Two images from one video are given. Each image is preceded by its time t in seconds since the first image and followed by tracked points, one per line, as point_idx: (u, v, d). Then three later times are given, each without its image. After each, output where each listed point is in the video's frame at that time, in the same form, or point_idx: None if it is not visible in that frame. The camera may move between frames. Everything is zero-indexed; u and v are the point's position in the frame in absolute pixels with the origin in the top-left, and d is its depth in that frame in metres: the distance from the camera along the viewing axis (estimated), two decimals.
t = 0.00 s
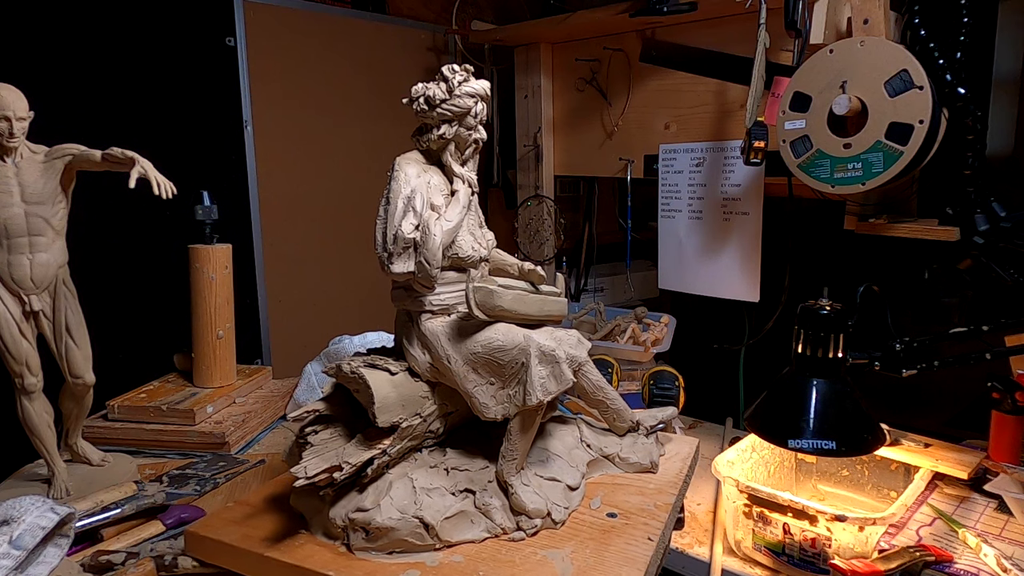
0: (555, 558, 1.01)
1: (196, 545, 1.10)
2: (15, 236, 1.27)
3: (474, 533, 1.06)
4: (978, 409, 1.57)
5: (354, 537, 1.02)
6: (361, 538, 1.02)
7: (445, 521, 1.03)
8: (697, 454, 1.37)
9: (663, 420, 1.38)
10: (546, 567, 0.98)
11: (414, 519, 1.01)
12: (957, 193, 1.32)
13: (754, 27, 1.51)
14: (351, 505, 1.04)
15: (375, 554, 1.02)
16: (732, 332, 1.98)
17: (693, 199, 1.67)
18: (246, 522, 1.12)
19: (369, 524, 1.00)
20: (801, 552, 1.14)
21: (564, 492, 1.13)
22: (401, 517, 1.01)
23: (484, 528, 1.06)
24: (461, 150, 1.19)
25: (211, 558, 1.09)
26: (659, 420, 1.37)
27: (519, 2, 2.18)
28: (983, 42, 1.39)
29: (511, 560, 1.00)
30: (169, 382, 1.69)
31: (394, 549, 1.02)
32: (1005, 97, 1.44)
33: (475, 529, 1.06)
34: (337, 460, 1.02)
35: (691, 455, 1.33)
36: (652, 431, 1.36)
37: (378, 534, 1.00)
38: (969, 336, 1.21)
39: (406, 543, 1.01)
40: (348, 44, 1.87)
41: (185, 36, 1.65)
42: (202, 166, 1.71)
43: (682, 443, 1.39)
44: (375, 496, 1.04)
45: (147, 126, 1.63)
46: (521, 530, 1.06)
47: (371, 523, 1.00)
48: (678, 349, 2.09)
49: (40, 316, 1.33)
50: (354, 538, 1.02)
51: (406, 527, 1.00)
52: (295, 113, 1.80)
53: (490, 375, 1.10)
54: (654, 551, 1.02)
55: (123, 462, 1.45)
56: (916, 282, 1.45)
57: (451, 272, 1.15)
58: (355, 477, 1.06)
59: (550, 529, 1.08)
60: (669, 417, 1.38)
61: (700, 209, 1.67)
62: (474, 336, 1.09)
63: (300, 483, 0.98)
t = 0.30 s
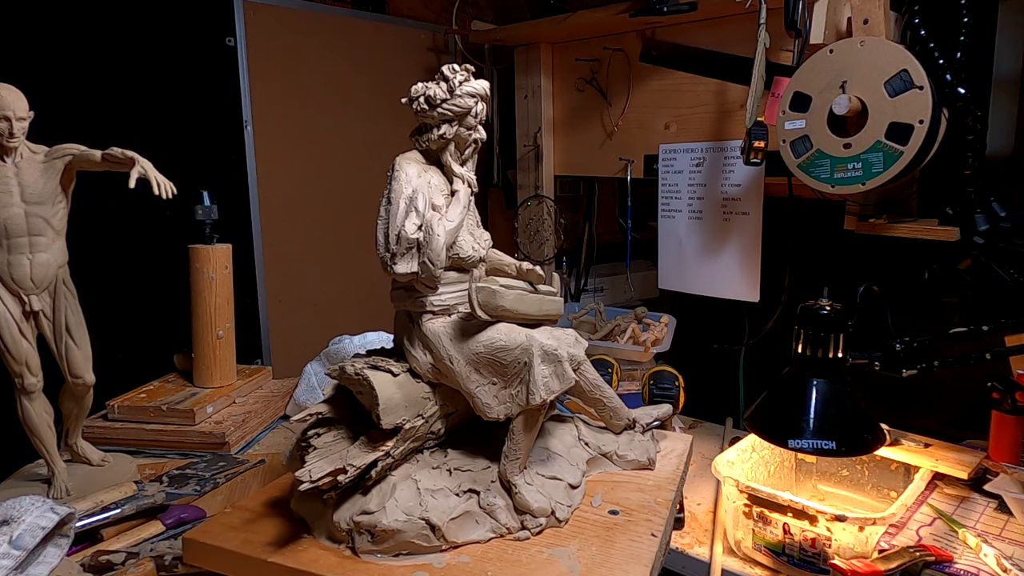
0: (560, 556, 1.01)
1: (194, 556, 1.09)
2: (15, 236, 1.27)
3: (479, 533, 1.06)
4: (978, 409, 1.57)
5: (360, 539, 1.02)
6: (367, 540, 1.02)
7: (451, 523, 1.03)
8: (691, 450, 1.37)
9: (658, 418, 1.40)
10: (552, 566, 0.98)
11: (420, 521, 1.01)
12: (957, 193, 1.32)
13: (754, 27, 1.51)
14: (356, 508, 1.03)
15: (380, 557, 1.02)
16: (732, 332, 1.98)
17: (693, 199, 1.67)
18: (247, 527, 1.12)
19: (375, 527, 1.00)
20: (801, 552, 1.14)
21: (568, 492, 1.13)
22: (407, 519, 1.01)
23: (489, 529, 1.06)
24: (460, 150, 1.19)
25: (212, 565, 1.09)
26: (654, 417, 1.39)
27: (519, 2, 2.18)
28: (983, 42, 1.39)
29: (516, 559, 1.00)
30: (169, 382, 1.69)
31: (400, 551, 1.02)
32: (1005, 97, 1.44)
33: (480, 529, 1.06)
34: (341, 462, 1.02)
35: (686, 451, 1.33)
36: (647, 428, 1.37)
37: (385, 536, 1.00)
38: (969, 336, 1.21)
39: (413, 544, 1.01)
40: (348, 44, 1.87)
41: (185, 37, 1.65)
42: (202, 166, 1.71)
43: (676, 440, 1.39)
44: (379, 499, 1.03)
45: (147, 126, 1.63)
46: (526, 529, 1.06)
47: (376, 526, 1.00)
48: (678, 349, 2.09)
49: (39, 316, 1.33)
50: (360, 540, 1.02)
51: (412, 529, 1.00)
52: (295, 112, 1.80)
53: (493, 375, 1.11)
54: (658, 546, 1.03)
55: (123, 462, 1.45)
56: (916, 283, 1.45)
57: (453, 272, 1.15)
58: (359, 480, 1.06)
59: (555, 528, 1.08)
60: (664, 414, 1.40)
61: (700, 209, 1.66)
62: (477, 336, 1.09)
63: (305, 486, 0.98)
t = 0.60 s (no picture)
0: (562, 556, 1.01)
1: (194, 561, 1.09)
2: (15, 236, 1.27)
3: (481, 534, 1.06)
4: (978, 409, 1.57)
5: (361, 540, 1.02)
6: (368, 541, 1.02)
7: (453, 523, 1.03)
8: (689, 449, 1.37)
9: (657, 417, 1.41)
10: (555, 566, 0.98)
11: (422, 521, 1.01)
12: (957, 193, 1.32)
13: (754, 27, 1.51)
14: (357, 509, 1.03)
15: (382, 558, 1.02)
16: (732, 332, 1.98)
17: (693, 199, 1.67)
18: (247, 529, 1.12)
19: (376, 528, 1.00)
20: (801, 552, 1.14)
21: (567, 491, 1.13)
22: (409, 520, 1.01)
23: (491, 529, 1.06)
24: (460, 150, 1.19)
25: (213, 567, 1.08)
26: (653, 416, 1.39)
27: (519, 2, 2.18)
28: (983, 42, 1.39)
29: (518, 559, 1.00)
30: (169, 382, 1.69)
31: (402, 552, 1.02)
32: (1005, 97, 1.44)
33: (482, 529, 1.06)
34: (343, 464, 1.02)
35: (685, 450, 1.34)
36: (646, 427, 1.38)
37: (386, 537, 1.00)
38: (969, 336, 1.21)
39: (414, 545, 1.01)
40: (348, 44, 1.87)
41: (185, 37, 1.65)
42: (202, 166, 1.71)
43: (675, 439, 1.39)
44: (381, 500, 1.03)
45: (147, 126, 1.63)
46: (528, 529, 1.06)
47: (378, 527, 1.00)
48: (678, 349, 2.09)
49: (39, 316, 1.33)
50: (361, 541, 1.02)
51: (415, 530, 1.01)
52: (295, 113, 1.80)
53: (493, 375, 1.11)
54: (659, 545, 1.03)
55: (123, 462, 1.45)
56: (916, 283, 1.45)
57: (453, 273, 1.15)
58: (360, 481, 1.06)
59: (557, 527, 1.08)
60: (663, 412, 1.40)
61: (700, 209, 1.66)
62: (477, 336, 1.10)
63: (306, 488, 0.98)
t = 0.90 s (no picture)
0: (554, 558, 1.01)
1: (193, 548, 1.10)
2: (15, 236, 1.27)
3: (474, 533, 1.06)
4: (978, 409, 1.57)
5: (354, 536, 1.02)
6: (360, 538, 1.02)
7: (445, 521, 1.03)
8: (696, 453, 1.37)
9: (662, 420, 1.39)
10: (547, 568, 0.98)
11: (414, 519, 1.01)
12: (957, 193, 1.32)
13: (753, 27, 1.51)
14: (351, 505, 1.04)
15: (374, 554, 1.02)
16: (732, 332, 1.97)
17: (693, 199, 1.66)
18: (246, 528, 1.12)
19: (369, 524, 1.00)
20: (801, 552, 1.14)
21: (563, 492, 1.13)
22: (401, 516, 1.01)
23: (484, 528, 1.06)
24: (460, 150, 1.19)
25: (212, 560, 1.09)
26: (659, 420, 1.37)
27: (519, 2, 2.18)
28: (983, 42, 1.39)
29: (515, 559, 1.00)
30: (169, 382, 1.69)
31: (394, 549, 1.02)
32: (1005, 97, 1.44)
33: (475, 529, 1.06)
34: (337, 460, 1.02)
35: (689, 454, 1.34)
36: (652, 431, 1.36)
37: (378, 533, 1.00)
38: (969, 336, 1.21)
39: (406, 542, 1.01)
40: (348, 44, 1.87)
41: (185, 37, 1.65)
42: (202, 166, 1.71)
43: (681, 443, 1.40)
44: (375, 497, 1.03)
45: (147, 126, 1.63)
46: (521, 530, 1.06)
47: (370, 523, 1.00)
48: (678, 349, 2.09)
49: (39, 316, 1.33)
50: (354, 537, 1.02)
51: (406, 527, 1.00)
52: (295, 113, 1.81)
53: (490, 375, 1.10)
54: (654, 550, 1.02)
55: (123, 462, 1.45)
56: (916, 283, 1.45)
57: (452, 273, 1.15)
58: (354, 476, 1.06)
59: (551, 528, 1.08)
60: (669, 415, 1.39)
61: (700, 209, 1.66)
62: (474, 335, 1.09)
63: (300, 483, 0.98)
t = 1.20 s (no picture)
0: (530, 562, 1.00)
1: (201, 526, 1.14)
2: (15, 236, 1.27)
3: (455, 531, 1.06)
4: (978, 409, 1.57)
5: (338, 524, 1.03)
6: (344, 526, 1.03)
7: (425, 517, 1.03)
8: (713, 466, 1.34)
9: (677, 430, 1.36)
10: (517, 569, 0.98)
11: (394, 512, 1.01)
12: (957, 193, 1.32)
13: (753, 27, 1.51)
14: (338, 493, 1.05)
15: (356, 543, 1.03)
16: (732, 332, 1.97)
17: (693, 199, 1.67)
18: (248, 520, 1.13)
19: (351, 514, 1.01)
20: (801, 552, 1.14)
21: (554, 496, 1.13)
22: (383, 508, 1.01)
23: (467, 527, 1.06)
24: (461, 150, 1.19)
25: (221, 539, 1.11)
26: (672, 430, 1.35)
27: (519, 2, 2.18)
28: (983, 42, 1.40)
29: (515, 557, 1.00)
30: (169, 382, 1.69)
31: (374, 539, 1.03)
32: (1005, 97, 1.44)
33: (457, 526, 1.06)
34: (326, 449, 1.03)
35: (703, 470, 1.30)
36: (664, 441, 1.34)
37: (359, 523, 1.01)
38: (969, 336, 1.21)
39: (385, 534, 1.02)
40: (348, 44, 1.87)
41: (185, 37, 1.65)
42: (202, 166, 1.71)
43: (697, 454, 1.37)
44: (362, 487, 1.04)
45: (147, 127, 1.63)
46: (503, 531, 1.06)
47: (352, 513, 1.01)
48: (678, 349, 2.09)
49: (39, 316, 1.33)
50: (338, 525, 1.03)
51: (386, 519, 1.01)
52: (295, 113, 1.81)
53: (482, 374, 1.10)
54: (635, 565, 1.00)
55: (123, 462, 1.45)
56: (917, 282, 1.45)
57: (452, 273, 1.15)
58: (343, 464, 1.08)
59: (534, 533, 1.07)
60: (683, 426, 1.36)
61: (700, 209, 1.66)
62: (466, 334, 1.09)
63: (287, 469, 1.00)
